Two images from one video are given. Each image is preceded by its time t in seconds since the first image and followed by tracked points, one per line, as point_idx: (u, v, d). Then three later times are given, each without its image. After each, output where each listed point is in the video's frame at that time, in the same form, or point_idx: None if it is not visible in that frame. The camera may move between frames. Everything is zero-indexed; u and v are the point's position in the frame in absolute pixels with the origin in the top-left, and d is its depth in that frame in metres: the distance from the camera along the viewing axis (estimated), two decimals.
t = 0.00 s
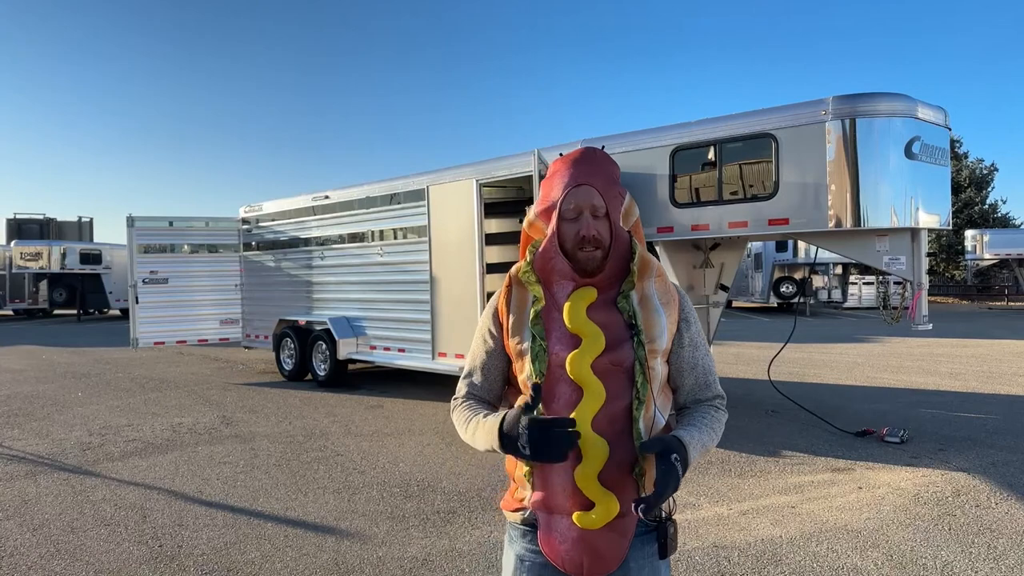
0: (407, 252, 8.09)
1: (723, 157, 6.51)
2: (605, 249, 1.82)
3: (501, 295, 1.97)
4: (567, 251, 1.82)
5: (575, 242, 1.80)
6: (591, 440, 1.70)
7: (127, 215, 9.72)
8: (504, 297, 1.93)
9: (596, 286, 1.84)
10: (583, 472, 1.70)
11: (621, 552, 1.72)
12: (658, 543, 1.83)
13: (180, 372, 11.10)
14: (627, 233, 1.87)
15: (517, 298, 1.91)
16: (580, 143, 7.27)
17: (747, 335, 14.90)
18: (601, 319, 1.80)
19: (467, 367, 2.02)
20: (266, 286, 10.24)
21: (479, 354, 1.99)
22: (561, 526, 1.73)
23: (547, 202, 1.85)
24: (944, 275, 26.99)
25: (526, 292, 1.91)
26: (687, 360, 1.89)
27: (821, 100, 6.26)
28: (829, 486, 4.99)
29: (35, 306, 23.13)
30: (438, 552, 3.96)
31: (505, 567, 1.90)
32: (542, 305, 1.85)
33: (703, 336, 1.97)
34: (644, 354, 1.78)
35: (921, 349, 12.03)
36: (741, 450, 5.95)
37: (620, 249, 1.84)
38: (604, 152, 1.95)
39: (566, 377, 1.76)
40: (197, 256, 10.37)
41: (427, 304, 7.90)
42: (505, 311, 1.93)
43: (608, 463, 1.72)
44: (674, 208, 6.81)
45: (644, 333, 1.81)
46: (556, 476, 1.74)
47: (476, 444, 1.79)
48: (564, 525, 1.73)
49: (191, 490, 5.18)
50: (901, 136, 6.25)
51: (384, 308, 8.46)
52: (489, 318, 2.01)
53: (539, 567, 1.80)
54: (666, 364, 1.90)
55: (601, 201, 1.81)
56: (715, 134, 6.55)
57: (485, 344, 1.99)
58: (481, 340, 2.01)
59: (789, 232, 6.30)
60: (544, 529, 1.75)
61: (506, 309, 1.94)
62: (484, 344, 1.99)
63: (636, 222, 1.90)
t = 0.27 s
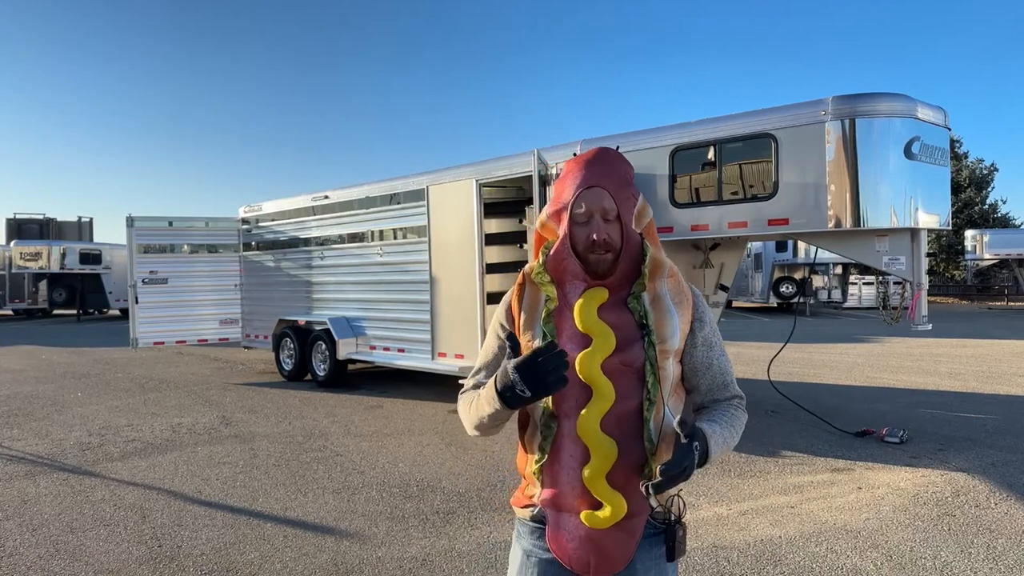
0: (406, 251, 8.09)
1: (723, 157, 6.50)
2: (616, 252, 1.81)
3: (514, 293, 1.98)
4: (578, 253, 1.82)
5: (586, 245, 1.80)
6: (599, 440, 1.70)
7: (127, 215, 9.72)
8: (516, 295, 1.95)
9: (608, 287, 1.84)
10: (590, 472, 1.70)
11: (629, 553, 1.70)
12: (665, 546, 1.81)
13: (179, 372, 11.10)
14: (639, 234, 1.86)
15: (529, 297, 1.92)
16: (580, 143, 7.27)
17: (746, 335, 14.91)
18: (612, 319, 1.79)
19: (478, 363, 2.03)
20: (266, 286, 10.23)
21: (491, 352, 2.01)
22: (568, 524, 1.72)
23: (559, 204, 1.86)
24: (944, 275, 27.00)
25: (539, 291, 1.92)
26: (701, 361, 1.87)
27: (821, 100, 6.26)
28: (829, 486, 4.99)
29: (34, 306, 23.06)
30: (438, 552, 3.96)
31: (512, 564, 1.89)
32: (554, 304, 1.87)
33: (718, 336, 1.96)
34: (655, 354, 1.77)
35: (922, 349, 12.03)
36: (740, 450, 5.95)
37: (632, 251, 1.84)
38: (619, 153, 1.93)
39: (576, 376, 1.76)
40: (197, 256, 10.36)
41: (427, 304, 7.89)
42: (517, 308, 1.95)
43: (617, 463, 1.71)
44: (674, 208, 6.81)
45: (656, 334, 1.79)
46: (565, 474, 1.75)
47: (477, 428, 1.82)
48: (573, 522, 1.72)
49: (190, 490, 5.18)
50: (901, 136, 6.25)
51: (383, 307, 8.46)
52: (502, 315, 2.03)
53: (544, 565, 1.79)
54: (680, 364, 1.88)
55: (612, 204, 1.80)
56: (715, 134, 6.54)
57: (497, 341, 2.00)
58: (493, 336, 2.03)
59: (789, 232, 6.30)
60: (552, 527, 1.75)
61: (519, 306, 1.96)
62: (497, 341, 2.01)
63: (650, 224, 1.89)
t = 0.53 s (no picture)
0: (407, 252, 8.09)
1: (724, 157, 6.49)
2: (627, 254, 1.81)
3: (524, 293, 1.98)
4: (589, 255, 1.82)
5: (596, 246, 1.80)
6: (606, 439, 1.70)
7: (128, 215, 9.72)
8: (527, 293, 1.97)
9: (619, 289, 1.84)
10: (597, 470, 1.70)
11: (634, 553, 1.70)
12: (670, 548, 1.80)
13: (180, 372, 11.11)
14: (651, 236, 1.86)
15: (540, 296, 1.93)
16: (580, 143, 7.27)
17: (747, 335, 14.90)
18: (622, 320, 1.79)
19: (489, 362, 2.04)
20: (267, 286, 10.24)
21: (501, 350, 2.01)
22: (574, 522, 1.72)
23: (571, 206, 1.86)
24: (944, 276, 26.99)
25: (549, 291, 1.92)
26: (711, 362, 1.85)
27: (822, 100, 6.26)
28: (830, 486, 4.99)
29: (35, 306, 23.06)
30: (438, 552, 3.96)
31: (517, 560, 1.90)
32: (564, 304, 1.87)
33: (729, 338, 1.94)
34: (664, 355, 1.76)
35: (922, 349, 12.03)
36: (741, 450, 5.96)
37: (643, 254, 1.84)
38: (632, 156, 1.94)
39: (585, 375, 1.76)
40: (197, 256, 10.37)
41: (428, 305, 7.90)
42: (528, 307, 1.96)
43: (624, 462, 1.71)
44: (674, 208, 6.81)
45: (665, 334, 1.79)
46: (571, 472, 1.75)
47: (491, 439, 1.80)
48: (578, 521, 1.72)
49: (191, 490, 5.18)
50: (902, 136, 6.26)
51: (384, 307, 8.46)
52: (513, 315, 2.03)
53: (549, 562, 1.80)
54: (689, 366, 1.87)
55: (624, 206, 1.80)
56: (715, 134, 6.52)
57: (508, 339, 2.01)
58: (504, 334, 2.03)
59: (789, 232, 6.31)
60: (558, 524, 1.75)
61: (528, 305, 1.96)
62: (506, 340, 2.01)
63: (661, 227, 1.89)
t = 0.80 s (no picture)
0: (408, 252, 8.10)
1: (724, 157, 6.48)
2: (635, 254, 1.81)
3: (532, 292, 1.99)
4: (596, 255, 1.82)
5: (604, 247, 1.79)
6: (613, 438, 1.70)
7: (128, 216, 9.73)
8: (534, 293, 1.95)
9: (627, 289, 1.84)
10: (604, 470, 1.71)
11: (639, 553, 1.70)
12: (674, 548, 1.80)
13: (181, 372, 11.11)
14: (659, 237, 1.86)
15: (547, 296, 1.93)
16: (581, 143, 7.27)
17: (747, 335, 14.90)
18: (630, 320, 1.79)
19: (495, 362, 2.04)
20: (267, 286, 10.25)
21: (508, 349, 2.01)
22: (579, 521, 1.72)
23: (579, 206, 1.86)
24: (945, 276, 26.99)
25: (557, 291, 1.92)
26: (718, 364, 1.85)
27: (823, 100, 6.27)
28: (830, 486, 4.99)
29: (36, 306, 23.05)
30: (440, 552, 3.96)
31: (520, 557, 1.90)
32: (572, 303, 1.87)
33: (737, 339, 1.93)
34: (672, 356, 1.76)
35: (923, 349, 12.03)
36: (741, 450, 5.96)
37: (650, 254, 1.83)
38: (641, 156, 1.94)
39: (592, 374, 1.76)
40: (198, 257, 10.38)
41: (429, 305, 7.90)
42: (534, 306, 1.95)
43: (631, 461, 1.72)
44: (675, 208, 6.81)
45: (673, 335, 1.79)
46: (578, 472, 1.75)
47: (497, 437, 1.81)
48: (584, 519, 1.72)
49: (192, 490, 5.18)
50: (902, 136, 6.26)
51: (384, 307, 8.47)
52: (520, 314, 2.04)
53: (554, 561, 1.80)
54: (697, 368, 1.86)
55: (633, 206, 1.80)
56: (716, 134, 6.50)
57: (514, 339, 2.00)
58: (511, 334, 2.02)
59: (790, 232, 6.31)
60: (563, 522, 1.75)
61: (536, 305, 1.96)
62: (513, 339, 2.01)
63: (670, 227, 1.88)
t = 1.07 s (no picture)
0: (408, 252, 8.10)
1: (724, 157, 6.48)
2: (639, 252, 1.81)
3: (535, 290, 1.98)
4: (600, 252, 1.82)
5: (609, 244, 1.79)
6: (614, 437, 1.70)
7: (129, 216, 9.73)
8: (537, 290, 1.95)
9: (630, 287, 1.83)
10: (604, 469, 1.70)
11: (639, 553, 1.70)
12: (675, 548, 1.80)
13: (181, 372, 11.12)
14: (663, 235, 1.85)
15: (550, 293, 1.93)
16: (581, 143, 7.26)
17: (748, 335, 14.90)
18: (632, 319, 1.78)
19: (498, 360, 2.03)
20: (267, 286, 10.25)
21: (511, 347, 2.01)
22: (580, 520, 1.72)
23: (584, 203, 1.86)
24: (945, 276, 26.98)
25: (560, 288, 1.92)
26: (720, 364, 1.84)
27: (823, 100, 6.26)
28: (830, 486, 4.99)
29: (36, 307, 23.04)
30: (440, 552, 3.96)
31: (521, 557, 1.90)
32: (574, 302, 1.87)
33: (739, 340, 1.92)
34: (674, 355, 1.76)
35: (923, 349, 12.03)
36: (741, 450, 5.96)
37: (655, 252, 1.83)
38: (646, 155, 1.93)
39: (594, 372, 1.76)
40: (198, 257, 10.38)
41: (429, 305, 7.90)
42: (537, 304, 1.95)
43: (631, 460, 1.71)
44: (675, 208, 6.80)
45: (675, 335, 1.78)
46: (579, 471, 1.75)
47: (502, 436, 1.81)
48: (585, 519, 1.72)
49: (192, 490, 5.18)
50: (903, 136, 6.26)
51: (385, 307, 8.46)
52: (523, 312, 2.03)
53: (554, 561, 1.80)
54: (699, 368, 1.86)
55: (637, 204, 1.79)
56: (716, 134, 6.50)
57: (517, 337, 2.00)
58: (513, 332, 2.02)
59: (790, 232, 6.31)
60: (563, 522, 1.75)
61: (539, 303, 1.96)
62: (516, 337, 2.01)
63: (674, 226, 1.88)
